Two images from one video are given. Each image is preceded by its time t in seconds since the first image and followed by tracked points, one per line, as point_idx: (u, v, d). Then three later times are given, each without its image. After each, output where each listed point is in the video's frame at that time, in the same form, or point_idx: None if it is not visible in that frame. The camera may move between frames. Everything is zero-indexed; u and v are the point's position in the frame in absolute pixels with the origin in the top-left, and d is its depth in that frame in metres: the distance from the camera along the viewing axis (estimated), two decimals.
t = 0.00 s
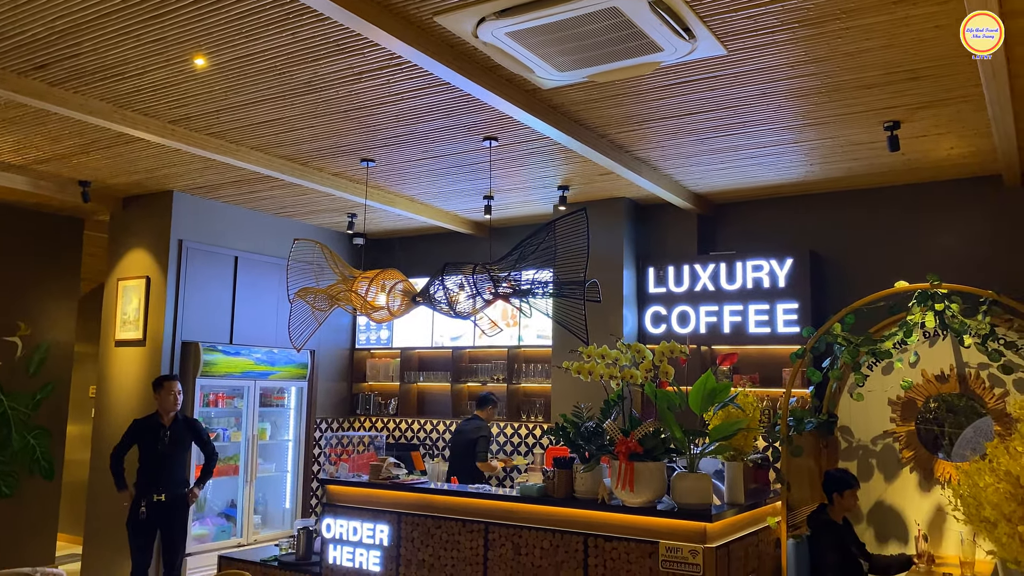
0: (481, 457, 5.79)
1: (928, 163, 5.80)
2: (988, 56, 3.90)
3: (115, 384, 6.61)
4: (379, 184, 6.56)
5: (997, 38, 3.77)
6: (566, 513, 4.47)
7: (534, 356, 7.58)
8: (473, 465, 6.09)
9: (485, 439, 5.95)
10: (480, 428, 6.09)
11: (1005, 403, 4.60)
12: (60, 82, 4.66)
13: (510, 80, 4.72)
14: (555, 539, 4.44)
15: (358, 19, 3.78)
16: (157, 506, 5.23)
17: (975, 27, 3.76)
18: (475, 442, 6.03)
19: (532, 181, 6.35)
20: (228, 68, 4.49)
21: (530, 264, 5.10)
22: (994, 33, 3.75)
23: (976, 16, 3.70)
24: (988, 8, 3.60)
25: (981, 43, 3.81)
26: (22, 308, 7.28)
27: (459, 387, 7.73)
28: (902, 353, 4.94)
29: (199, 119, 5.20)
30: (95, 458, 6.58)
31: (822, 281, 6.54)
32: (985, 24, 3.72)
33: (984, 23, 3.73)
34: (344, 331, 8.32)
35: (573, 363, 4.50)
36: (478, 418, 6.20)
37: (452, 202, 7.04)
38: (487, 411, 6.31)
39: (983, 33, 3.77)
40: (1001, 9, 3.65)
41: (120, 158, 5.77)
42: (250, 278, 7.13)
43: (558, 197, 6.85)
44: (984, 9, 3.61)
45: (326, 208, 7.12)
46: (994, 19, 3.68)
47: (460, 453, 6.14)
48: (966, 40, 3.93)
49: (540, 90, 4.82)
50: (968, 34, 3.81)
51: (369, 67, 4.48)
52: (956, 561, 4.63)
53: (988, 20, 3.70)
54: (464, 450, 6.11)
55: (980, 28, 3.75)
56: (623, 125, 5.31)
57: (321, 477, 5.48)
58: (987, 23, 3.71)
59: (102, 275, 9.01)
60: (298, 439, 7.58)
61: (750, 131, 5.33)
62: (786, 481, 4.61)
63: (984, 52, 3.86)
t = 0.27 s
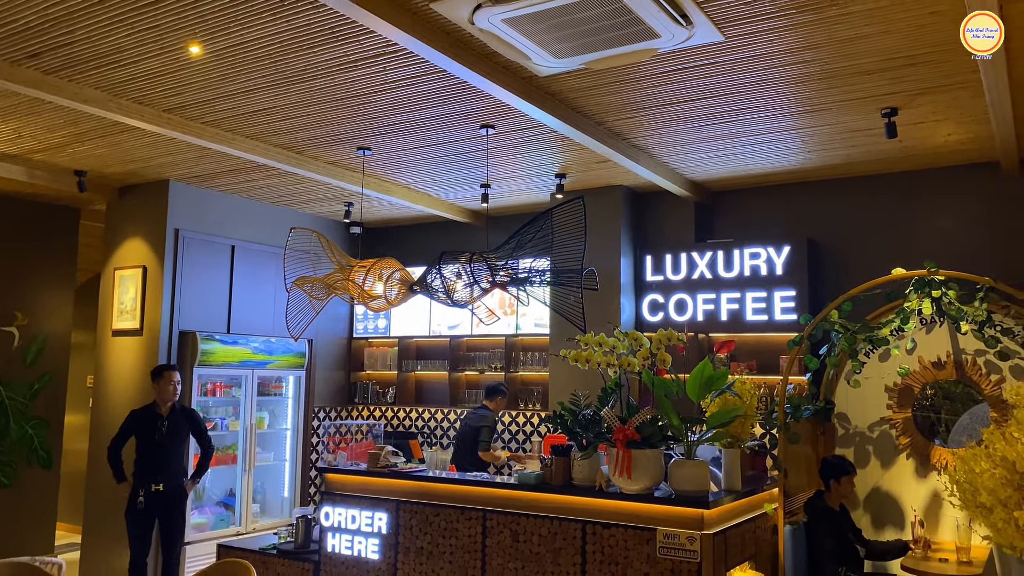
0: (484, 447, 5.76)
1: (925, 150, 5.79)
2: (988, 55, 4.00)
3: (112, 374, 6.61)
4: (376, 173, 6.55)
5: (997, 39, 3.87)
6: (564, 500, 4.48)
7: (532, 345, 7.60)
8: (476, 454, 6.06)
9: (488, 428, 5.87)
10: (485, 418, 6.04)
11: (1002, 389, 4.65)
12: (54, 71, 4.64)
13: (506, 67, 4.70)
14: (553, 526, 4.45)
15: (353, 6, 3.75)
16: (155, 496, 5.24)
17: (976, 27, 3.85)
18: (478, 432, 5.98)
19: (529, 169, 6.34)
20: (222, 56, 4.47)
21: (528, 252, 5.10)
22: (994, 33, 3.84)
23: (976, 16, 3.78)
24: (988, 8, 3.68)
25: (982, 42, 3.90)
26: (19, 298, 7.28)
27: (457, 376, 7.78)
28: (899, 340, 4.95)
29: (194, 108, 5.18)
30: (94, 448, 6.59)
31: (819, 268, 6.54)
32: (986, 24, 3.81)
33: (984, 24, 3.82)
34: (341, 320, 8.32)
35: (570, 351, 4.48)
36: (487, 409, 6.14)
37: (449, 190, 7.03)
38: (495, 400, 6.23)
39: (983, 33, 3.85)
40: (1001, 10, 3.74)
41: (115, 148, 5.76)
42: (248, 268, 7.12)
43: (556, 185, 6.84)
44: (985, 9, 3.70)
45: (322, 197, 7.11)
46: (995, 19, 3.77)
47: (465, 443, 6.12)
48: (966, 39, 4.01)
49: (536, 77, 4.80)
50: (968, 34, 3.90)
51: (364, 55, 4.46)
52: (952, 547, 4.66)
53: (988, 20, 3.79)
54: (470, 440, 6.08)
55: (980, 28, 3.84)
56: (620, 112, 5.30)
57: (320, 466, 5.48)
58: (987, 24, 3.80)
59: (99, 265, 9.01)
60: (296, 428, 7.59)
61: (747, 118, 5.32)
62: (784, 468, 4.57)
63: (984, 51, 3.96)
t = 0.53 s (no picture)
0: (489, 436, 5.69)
1: (926, 135, 5.77)
2: (988, 54, 4.21)
3: (113, 362, 6.62)
4: (375, 160, 6.53)
5: (996, 39, 4.08)
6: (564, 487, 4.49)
7: (532, 332, 7.59)
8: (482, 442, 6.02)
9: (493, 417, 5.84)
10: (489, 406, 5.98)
11: (1002, 374, 4.66)
12: (52, 59, 4.62)
13: (505, 53, 4.68)
14: (554, 513, 4.47)
15: None
16: (156, 484, 5.25)
17: (976, 27, 4.06)
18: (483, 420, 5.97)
19: (529, 156, 6.32)
20: (220, 44, 4.45)
21: (527, 239, 5.12)
22: (993, 33, 4.05)
23: (976, 16, 3.99)
24: (990, 9, 3.88)
25: (982, 42, 4.11)
26: (18, 287, 7.28)
27: (458, 363, 7.79)
28: (899, 326, 4.96)
29: (193, 96, 5.16)
30: (95, 436, 6.60)
31: (820, 254, 6.53)
32: (985, 25, 4.01)
33: (984, 24, 4.03)
34: (341, 309, 8.32)
35: (571, 339, 4.48)
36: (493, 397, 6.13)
37: (448, 178, 7.01)
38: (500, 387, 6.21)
39: (983, 33, 4.06)
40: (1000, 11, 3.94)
41: (114, 136, 5.75)
42: (248, 256, 7.11)
43: (556, 172, 6.82)
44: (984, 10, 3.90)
45: (322, 185, 7.09)
46: (994, 20, 3.97)
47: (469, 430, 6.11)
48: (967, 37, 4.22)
49: (536, 64, 4.78)
50: (969, 34, 4.11)
51: (362, 42, 4.44)
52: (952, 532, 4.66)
53: (988, 21, 4.00)
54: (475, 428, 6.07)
55: (980, 28, 4.05)
56: (620, 98, 5.28)
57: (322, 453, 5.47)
58: (987, 24, 4.01)
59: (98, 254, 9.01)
60: (298, 416, 7.60)
61: (748, 104, 5.30)
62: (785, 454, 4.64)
63: (985, 51, 4.18)
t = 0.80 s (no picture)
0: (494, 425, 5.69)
1: (930, 122, 5.75)
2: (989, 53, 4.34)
3: (116, 351, 6.64)
4: (376, 148, 6.51)
5: (996, 38, 4.22)
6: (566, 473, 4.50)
7: (534, 320, 7.59)
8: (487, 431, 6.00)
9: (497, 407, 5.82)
10: (493, 395, 5.95)
11: (1005, 361, 4.68)
12: (51, 47, 4.60)
13: (506, 39, 4.65)
14: (556, 499, 4.48)
15: None
16: (158, 472, 5.28)
17: (976, 27, 4.18)
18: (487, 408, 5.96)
19: (530, 143, 6.30)
20: (220, 31, 4.43)
21: (529, 227, 5.10)
22: (993, 32, 4.18)
23: (976, 16, 4.12)
24: (991, 10, 4.01)
25: (982, 41, 4.24)
26: (20, 277, 7.29)
27: (460, 351, 7.79)
28: (902, 313, 4.96)
29: (193, 84, 5.15)
30: (98, 425, 6.63)
31: (822, 241, 6.52)
32: (986, 25, 4.13)
33: (984, 24, 4.15)
34: (344, 298, 8.33)
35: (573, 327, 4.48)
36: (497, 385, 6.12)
37: (449, 166, 7.00)
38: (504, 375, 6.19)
39: (983, 33, 4.19)
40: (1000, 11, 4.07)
41: (114, 125, 5.74)
42: (249, 245, 7.11)
43: (557, 159, 6.81)
44: (985, 10, 4.03)
45: (323, 173, 7.08)
46: (994, 20, 4.10)
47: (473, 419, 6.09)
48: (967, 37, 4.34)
49: (537, 50, 4.76)
50: (969, 34, 4.22)
51: (362, 29, 4.41)
52: (953, 517, 4.64)
53: (988, 21, 4.12)
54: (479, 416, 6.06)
55: (980, 28, 4.17)
56: (622, 85, 5.25)
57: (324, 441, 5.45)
58: (987, 24, 4.13)
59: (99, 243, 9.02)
60: (300, 404, 7.62)
61: (750, 90, 5.28)
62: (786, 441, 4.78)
63: (985, 50, 4.31)
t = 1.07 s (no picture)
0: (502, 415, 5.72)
1: (933, 107, 5.73)
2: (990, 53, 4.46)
3: (119, 340, 6.66)
4: (378, 135, 6.50)
5: (996, 38, 4.34)
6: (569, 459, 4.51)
7: (536, 308, 7.60)
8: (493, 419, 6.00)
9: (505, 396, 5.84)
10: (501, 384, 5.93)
11: (1008, 347, 4.65)
12: (51, 35, 4.59)
13: (507, 25, 4.62)
14: (559, 486, 4.49)
15: None
16: (162, 460, 5.30)
17: (976, 28, 4.30)
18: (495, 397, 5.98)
19: (532, 130, 6.28)
20: (220, 19, 4.41)
21: (532, 214, 5.08)
22: (993, 33, 4.30)
23: (976, 16, 4.24)
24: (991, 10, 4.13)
25: (982, 41, 4.37)
26: (23, 266, 7.30)
27: (462, 339, 7.80)
28: (905, 299, 4.95)
29: (194, 72, 5.13)
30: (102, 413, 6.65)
31: (824, 228, 6.50)
32: (985, 25, 4.26)
33: (984, 24, 4.27)
34: (346, 285, 8.34)
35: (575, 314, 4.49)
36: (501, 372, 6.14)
37: (451, 153, 6.98)
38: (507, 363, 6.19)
39: (983, 33, 4.31)
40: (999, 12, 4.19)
41: (116, 113, 5.73)
42: (251, 234, 7.11)
43: (559, 146, 6.79)
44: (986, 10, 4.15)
45: (324, 161, 7.07)
46: (994, 20, 4.22)
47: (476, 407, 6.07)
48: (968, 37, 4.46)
49: (538, 36, 4.74)
50: (969, 34, 4.35)
51: (363, 15, 4.39)
52: (955, 503, 4.64)
53: (988, 21, 4.24)
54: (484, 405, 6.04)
55: (980, 28, 4.29)
56: (624, 71, 5.23)
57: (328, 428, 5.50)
58: (987, 24, 4.25)
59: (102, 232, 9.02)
60: (304, 392, 7.64)
61: (753, 76, 5.26)
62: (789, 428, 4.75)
63: (986, 50, 4.44)
